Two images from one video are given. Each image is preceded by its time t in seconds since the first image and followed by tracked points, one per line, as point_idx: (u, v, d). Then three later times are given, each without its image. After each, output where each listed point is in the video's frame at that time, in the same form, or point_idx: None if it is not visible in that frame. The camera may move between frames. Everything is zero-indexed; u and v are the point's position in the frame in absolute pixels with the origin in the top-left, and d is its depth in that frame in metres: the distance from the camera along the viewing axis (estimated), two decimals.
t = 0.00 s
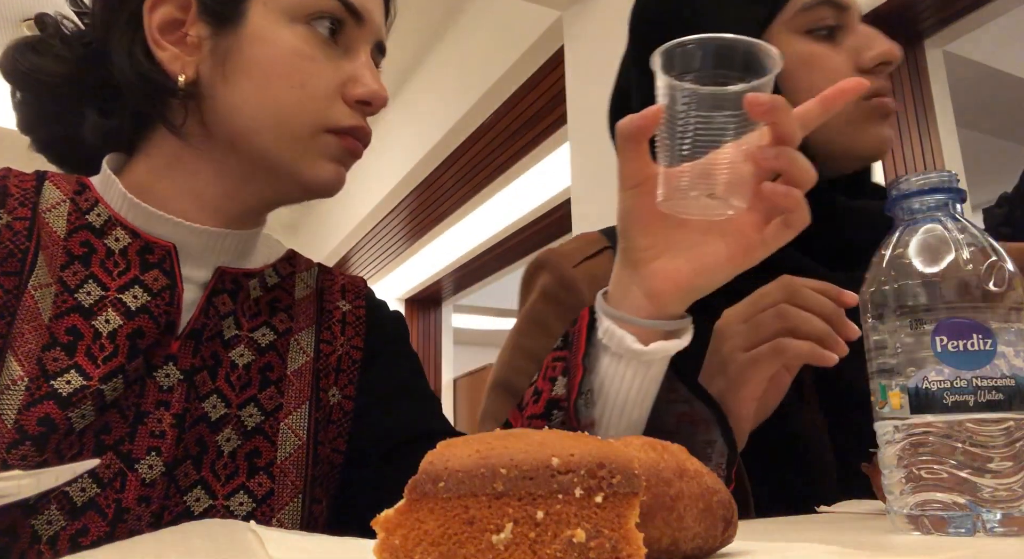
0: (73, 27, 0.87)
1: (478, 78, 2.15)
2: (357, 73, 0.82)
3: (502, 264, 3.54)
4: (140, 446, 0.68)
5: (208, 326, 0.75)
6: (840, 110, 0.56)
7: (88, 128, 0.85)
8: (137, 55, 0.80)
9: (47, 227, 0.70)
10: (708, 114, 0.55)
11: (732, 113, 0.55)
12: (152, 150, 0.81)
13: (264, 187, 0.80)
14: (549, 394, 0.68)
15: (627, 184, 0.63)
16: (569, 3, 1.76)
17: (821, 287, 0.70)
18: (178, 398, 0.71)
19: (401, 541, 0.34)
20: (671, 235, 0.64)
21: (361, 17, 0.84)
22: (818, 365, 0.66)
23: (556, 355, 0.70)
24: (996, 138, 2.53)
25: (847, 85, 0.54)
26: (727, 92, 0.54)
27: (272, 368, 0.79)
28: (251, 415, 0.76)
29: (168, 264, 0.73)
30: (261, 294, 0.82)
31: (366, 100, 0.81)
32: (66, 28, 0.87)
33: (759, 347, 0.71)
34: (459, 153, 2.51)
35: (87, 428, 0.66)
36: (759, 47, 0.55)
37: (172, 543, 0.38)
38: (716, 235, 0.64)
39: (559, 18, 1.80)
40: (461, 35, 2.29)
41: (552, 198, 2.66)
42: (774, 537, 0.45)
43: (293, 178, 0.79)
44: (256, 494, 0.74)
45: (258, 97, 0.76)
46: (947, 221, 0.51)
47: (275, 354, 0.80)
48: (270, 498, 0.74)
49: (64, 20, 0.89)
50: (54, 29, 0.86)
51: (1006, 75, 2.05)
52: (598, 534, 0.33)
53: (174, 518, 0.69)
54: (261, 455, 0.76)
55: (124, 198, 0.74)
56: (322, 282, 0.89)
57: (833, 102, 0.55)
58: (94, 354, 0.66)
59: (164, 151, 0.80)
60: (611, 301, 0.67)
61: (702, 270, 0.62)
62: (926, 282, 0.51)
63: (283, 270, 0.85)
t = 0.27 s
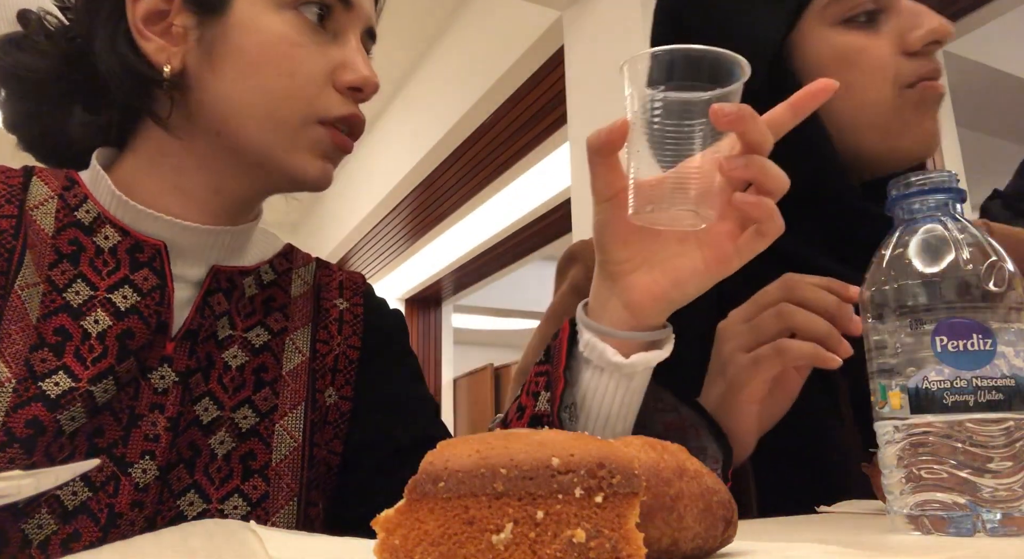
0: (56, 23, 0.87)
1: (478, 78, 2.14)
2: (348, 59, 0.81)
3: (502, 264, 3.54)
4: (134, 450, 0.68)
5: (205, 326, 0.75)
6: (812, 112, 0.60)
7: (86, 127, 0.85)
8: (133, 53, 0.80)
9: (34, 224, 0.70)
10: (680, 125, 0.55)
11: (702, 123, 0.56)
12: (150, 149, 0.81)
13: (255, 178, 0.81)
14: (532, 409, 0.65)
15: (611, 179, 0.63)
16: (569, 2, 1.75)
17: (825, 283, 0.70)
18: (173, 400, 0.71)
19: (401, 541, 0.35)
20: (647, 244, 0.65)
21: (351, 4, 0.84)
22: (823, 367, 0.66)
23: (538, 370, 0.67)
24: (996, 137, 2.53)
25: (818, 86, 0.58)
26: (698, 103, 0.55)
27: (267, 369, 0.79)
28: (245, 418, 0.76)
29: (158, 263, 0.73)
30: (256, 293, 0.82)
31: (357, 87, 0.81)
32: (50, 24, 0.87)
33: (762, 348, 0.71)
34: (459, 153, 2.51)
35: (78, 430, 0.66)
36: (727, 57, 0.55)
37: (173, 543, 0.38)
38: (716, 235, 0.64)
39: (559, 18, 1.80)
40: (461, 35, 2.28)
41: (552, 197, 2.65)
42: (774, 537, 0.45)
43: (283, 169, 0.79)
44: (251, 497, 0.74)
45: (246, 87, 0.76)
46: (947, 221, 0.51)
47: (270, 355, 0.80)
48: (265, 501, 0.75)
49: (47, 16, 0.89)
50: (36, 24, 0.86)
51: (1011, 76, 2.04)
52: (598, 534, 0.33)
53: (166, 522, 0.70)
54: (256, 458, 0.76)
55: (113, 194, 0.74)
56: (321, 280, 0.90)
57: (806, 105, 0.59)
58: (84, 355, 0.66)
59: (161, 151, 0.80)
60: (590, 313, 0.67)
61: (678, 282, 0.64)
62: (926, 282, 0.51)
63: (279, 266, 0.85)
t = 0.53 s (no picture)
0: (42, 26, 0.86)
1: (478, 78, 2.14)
2: (332, 40, 0.80)
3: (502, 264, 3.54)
4: (131, 450, 0.67)
5: (202, 324, 0.75)
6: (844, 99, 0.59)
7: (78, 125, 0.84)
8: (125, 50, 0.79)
9: (26, 221, 0.69)
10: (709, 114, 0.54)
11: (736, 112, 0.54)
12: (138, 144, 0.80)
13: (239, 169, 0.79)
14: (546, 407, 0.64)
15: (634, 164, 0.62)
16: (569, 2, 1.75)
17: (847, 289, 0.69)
18: (170, 400, 0.70)
19: (401, 541, 0.35)
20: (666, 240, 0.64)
21: None
22: (846, 376, 0.64)
23: (552, 366, 0.67)
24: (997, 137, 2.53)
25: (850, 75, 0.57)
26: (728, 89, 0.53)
27: (264, 366, 0.79)
28: (242, 416, 0.76)
29: (152, 260, 0.73)
30: (253, 288, 0.82)
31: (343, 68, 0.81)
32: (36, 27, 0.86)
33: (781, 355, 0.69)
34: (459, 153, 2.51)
35: (72, 430, 0.65)
36: (761, 44, 0.54)
37: (173, 543, 0.38)
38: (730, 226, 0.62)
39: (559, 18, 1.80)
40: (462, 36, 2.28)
41: (552, 197, 2.64)
42: (774, 536, 0.45)
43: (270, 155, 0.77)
44: (248, 497, 0.74)
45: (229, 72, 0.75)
46: (947, 221, 0.52)
47: (267, 352, 0.79)
48: (264, 500, 0.75)
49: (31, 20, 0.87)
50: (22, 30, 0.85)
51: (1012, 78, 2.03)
52: (598, 534, 0.33)
53: (163, 523, 0.70)
54: (253, 457, 0.76)
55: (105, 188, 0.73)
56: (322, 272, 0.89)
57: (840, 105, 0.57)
58: (77, 354, 0.66)
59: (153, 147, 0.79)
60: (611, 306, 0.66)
61: (704, 277, 0.62)
62: (927, 281, 0.51)
63: (276, 261, 0.85)
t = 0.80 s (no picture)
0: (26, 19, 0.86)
1: (479, 78, 2.14)
2: (322, 35, 0.79)
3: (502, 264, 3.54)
4: (122, 445, 0.66)
5: (192, 318, 0.73)
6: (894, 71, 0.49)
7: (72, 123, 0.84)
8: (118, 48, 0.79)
9: (15, 217, 0.69)
10: (766, 88, 0.47)
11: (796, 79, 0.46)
12: (131, 142, 0.79)
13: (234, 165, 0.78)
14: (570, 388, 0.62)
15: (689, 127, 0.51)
16: (569, 3, 1.75)
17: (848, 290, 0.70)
18: (161, 395, 0.69)
19: (402, 541, 0.35)
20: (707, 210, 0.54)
21: None
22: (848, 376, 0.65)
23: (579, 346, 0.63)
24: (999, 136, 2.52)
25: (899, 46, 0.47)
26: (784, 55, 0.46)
27: (257, 359, 0.77)
28: (235, 410, 0.75)
29: (142, 254, 0.72)
30: (244, 283, 0.80)
31: (333, 63, 0.79)
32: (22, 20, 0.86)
33: (786, 355, 0.68)
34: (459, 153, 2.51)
35: (63, 426, 0.64)
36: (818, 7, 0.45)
37: (170, 543, 0.38)
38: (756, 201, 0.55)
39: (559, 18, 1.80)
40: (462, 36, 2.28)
41: (552, 197, 2.64)
42: (773, 536, 0.45)
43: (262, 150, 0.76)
44: (243, 491, 0.73)
45: (220, 67, 0.74)
46: (947, 221, 0.52)
47: (259, 345, 0.78)
48: (258, 495, 0.73)
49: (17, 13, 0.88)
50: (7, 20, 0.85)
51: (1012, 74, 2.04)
52: (598, 534, 0.33)
53: (157, 519, 0.69)
54: (247, 451, 0.74)
55: (95, 186, 0.73)
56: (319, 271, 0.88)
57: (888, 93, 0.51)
58: (67, 350, 0.65)
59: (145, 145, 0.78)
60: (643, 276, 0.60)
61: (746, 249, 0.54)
62: (927, 281, 0.51)
63: (267, 254, 0.84)
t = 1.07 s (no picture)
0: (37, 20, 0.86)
1: (479, 78, 2.14)
2: (330, 44, 0.80)
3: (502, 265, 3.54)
4: (115, 439, 0.66)
5: (185, 314, 0.73)
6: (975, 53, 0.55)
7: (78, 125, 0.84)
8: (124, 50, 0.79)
9: (17, 218, 0.69)
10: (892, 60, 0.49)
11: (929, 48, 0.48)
12: (138, 145, 0.79)
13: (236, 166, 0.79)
14: (625, 344, 0.60)
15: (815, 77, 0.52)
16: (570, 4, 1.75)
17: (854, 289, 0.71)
18: (154, 388, 0.69)
19: (402, 541, 0.35)
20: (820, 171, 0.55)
21: None
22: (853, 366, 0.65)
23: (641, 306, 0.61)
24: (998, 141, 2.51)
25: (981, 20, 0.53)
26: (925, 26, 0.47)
27: (253, 352, 0.77)
28: (231, 403, 0.74)
29: (141, 251, 0.71)
30: (241, 278, 0.80)
31: (339, 72, 0.80)
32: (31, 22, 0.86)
33: (788, 348, 0.68)
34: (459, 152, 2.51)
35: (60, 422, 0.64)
36: None
37: (173, 542, 0.38)
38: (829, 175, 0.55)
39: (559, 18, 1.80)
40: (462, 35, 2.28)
41: (552, 198, 2.64)
42: (772, 537, 0.46)
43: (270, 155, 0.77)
44: (239, 483, 0.72)
45: (226, 70, 0.74)
46: (948, 221, 0.51)
47: (255, 338, 0.78)
48: (255, 485, 0.73)
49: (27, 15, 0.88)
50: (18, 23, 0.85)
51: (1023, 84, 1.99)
52: (598, 534, 0.33)
53: (153, 513, 0.68)
54: (243, 443, 0.74)
55: (100, 188, 0.73)
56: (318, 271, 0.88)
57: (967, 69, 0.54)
58: (65, 346, 0.64)
59: (152, 149, 0.79)
60: (737, 222, 0.58)
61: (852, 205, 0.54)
62: (926, 282, 0.51)
63: (262, 253, 0.83)
